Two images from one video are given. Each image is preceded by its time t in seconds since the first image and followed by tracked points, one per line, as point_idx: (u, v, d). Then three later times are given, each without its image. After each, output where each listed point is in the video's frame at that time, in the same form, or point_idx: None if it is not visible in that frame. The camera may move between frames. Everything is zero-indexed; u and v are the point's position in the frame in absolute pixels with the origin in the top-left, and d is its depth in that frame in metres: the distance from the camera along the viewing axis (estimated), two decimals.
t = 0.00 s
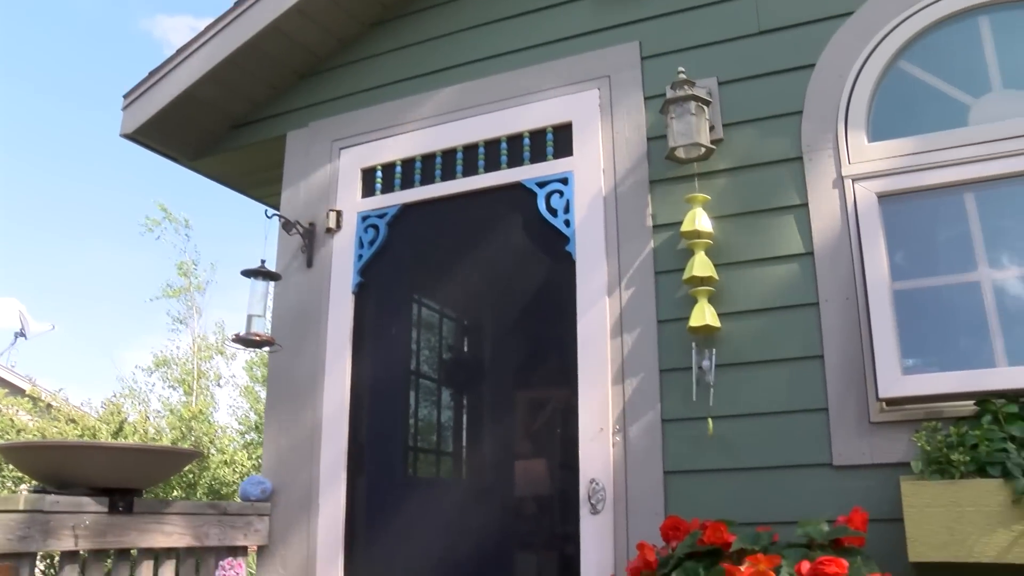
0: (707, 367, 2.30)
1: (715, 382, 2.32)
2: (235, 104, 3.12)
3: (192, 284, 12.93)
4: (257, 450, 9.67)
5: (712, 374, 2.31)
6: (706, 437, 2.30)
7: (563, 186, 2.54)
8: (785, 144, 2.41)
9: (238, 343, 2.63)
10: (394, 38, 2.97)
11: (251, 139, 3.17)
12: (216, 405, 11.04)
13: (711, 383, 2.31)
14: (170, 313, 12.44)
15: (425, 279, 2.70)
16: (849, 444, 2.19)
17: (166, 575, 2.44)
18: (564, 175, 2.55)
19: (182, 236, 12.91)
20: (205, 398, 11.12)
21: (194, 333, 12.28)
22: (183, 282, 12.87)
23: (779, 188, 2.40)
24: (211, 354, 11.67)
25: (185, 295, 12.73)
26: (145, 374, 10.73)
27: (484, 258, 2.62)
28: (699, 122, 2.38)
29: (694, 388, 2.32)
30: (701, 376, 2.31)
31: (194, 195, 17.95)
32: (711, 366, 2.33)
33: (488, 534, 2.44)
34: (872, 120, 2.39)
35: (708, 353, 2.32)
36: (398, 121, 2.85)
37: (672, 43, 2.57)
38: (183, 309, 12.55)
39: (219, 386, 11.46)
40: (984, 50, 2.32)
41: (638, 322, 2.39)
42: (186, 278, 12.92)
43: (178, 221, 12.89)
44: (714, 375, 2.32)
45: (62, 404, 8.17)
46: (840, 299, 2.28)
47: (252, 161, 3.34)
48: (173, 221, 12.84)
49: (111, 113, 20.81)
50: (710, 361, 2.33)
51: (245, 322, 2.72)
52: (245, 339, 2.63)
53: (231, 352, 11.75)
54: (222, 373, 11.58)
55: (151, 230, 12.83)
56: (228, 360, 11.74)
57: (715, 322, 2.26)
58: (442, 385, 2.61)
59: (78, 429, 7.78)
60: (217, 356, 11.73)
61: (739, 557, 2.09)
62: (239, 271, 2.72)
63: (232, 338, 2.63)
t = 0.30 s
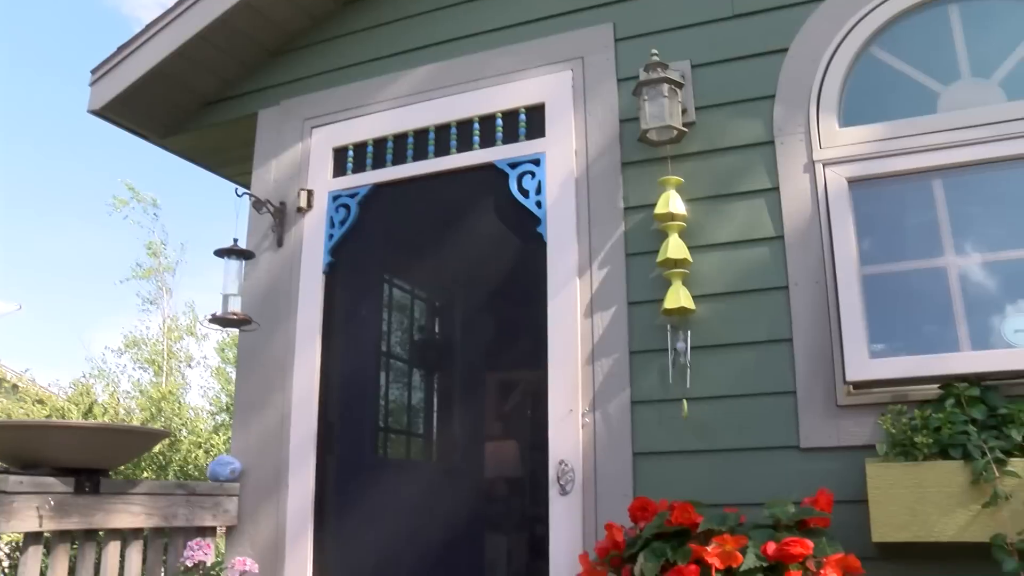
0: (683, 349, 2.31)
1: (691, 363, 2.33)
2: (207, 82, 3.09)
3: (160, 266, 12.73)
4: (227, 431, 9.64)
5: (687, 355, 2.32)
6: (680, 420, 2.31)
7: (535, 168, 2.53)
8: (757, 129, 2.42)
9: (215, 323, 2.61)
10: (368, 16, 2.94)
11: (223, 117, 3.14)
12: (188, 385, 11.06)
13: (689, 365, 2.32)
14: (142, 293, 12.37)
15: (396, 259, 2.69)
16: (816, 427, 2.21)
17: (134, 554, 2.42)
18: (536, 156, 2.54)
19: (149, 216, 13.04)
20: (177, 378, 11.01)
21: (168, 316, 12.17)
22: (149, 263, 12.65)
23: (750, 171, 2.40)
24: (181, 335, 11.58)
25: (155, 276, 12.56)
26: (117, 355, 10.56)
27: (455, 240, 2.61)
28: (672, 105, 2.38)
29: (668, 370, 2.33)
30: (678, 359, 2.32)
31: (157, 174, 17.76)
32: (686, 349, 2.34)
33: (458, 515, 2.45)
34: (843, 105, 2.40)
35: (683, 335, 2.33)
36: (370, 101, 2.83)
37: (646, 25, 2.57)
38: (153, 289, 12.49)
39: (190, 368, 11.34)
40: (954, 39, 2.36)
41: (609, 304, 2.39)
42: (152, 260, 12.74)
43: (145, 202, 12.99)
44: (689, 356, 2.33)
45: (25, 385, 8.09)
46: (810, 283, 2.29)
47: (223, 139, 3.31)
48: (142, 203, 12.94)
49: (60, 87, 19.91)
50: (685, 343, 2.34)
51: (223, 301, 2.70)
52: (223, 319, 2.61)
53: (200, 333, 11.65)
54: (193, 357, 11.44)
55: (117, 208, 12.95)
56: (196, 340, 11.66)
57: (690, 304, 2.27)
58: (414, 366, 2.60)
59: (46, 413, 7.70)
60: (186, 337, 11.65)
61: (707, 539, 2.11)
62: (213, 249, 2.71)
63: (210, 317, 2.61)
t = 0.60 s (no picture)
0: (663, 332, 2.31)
1: (670, 347, 2.33)
2: (179, 60, 3.06)
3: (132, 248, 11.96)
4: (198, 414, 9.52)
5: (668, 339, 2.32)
6: (654, 404, 2.31)
7: (508, 150, 2.53)
8: (730, 113, 2.42)
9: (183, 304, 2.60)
10: None
11: (194, 96, 3.11)
12: (158, 365, 10.55)
13: (667, 348, 2.31)
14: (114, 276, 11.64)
15: (368, 241, 2.68)
16: (785, 411, 2.23)
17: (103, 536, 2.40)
18: (510, 138, 2.54)
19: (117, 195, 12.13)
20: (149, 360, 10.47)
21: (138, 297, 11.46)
22: (119, 245, 11.83)
23: (723, 155, 2.41)
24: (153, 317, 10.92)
25: (128, 258, 11.76)
26: (86, 336, 10.11)
27: (429, 223, 2.60)
28: (647, 89, 2.39)
29: (640, 353, 2.34)
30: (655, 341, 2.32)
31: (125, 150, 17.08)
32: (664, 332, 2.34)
33: (429, 497, 2.46)
34: (817, 90, 2.41)
35: (661, 318, 2.33)
36: (344, 81, 2.81)
37: (621, 9, 2.56)
38: (126, 271, 11.74)
39: (163, 350, 10.77)
40: (926, 30, 2.38)
41: (581, 286, 2.39)
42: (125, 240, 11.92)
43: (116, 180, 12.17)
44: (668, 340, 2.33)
45: None
46: (781, 267, 2.30)
47: (195, 117, 3.27)
48: (109, 182, 12.10)
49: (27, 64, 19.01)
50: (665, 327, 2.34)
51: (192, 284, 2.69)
52: (193, 302, 2.60)
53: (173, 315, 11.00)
54: (166, 340, 10.87)
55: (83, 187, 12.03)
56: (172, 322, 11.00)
57: (667, 288, 2.27)
58: (386, 348, 2.59)
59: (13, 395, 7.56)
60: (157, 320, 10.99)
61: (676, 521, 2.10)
62: (183, 230, 2.69)
63: (178, 299, 2.59)
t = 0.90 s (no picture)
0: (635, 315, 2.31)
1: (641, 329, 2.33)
2: (149, 39, 3.03)
3: (106, 229, 11.27)
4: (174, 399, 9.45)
5: (639, 321, 2.33)
6: (626, 386, 2.32)
7: (482, 132, 2.52)
8: (705, 98, 2.42)
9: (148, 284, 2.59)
10: None
11: (166, 75, 3.08)
12: (131, 350, 10.08)
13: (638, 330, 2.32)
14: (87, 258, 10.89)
15: (342, 223, 2.67)
16: (756, 394, 2.24)
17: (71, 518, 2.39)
18: (484, 121, 2.53)
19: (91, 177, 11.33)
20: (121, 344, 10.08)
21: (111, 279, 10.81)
22: (93, 226, 11.18)
23: (697, 139, 2.41)
24: (126, 299, 10.35)
25: (100, 240, 11.12)
26: (59, 319, 9.83)
27: (403, 205, 2.59)
28: (621, 72, 2.37)
29: (612, 336, 2.34)
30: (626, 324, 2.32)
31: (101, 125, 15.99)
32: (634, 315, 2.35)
33: (402, 480, 2.46)
34: (791, 75, 2.42)
35: (632, 301, 2.34)
36: (318, 62, 2.79)
37: None
38: (100, 253, 11.06)
39: (137, 334, 10.28)
40: (900, 18, 2.40)
41: (554, 269, 2.39)
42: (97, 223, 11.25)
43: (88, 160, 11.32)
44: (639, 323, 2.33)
45: None
46: (754, 252, 2.31)
47: (169, 96, 3.24)
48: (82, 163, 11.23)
49: None
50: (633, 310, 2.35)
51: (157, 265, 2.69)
52: (155, 280, 2.59)
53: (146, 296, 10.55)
54: (139, 322, 10.33)
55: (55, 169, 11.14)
56: (144, 304, 10.45)
57: (640, 271, 2.27)
58: (359, 331, 2.58)
59: None
60: (129, 302, 10.42)
61: (646, 502, 2.11)
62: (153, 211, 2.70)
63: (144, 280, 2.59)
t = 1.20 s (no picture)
0: (601, 300, 2.32)
1: (608, 314, 2.34)
2: (120, 17, 3.00)
3: (83, 213, 11.01)
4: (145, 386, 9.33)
5: (606, 306, 2.33)
6: (598, 369, 2.32)
7: (457, 114, 2.51)
8: (680, 82, 2.43)
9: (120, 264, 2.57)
10: None
11: (138, 54, 3.05)
12: (105, 334, 10.12)
13: (604, 315, 2.33)
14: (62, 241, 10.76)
15: (317, 205, 2.65)
16: (729, 378, 2.25)
17: (41, 502, 2.37)
18: (459, 103, 2.52)
19: (62, 160, 10.90)
20: (95, 329, 10.06)
21: (83, 263, 10.65)
22: (66, 208, 10.96)
23: (673, 123, 2.41)
24: (99, 283, 10.38)
25: (74, 223, 10.92)
26: (32, 301, 9.93)
27: (379, 188, 2.59)
28: (597, 55, 2.37)
29: (585, 320, 2.35)
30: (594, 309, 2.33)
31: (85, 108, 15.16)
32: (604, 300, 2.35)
33: (375, 463, 2.46)
34: (767, 60, 2.42)
35: (601, 285, 2.34)
36: (293, 43, 2.76)
37: None
38: (75, 236, 10.85)
39: (112, 317, 10.30)
40: (875, 6, 2.42)
41: (528, 252, 2.40)
42: (72, 206, 11.00)
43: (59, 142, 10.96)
44: (607, 309, 2.34)
45: None
46: (727, 237, 2.31)
47: (142, 74, 3.20)
48: (53, 145, 10.89)
49: None
50: (603, 294, 2.35)
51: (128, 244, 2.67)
52: (127, 261, 2.58)
53: (121, 280, 10.41)
54: (116, 303, 10.34)
55: (31, 151, 10.91)
56: (118, 286, 10.41)
57: (609, 255, 2.27)
58: (334, 314, 2.57)
59: None
60: (105, 285, 10.45)
61: (619, 486, 2.10)
62: (125, 192, 2.67)
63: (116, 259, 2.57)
